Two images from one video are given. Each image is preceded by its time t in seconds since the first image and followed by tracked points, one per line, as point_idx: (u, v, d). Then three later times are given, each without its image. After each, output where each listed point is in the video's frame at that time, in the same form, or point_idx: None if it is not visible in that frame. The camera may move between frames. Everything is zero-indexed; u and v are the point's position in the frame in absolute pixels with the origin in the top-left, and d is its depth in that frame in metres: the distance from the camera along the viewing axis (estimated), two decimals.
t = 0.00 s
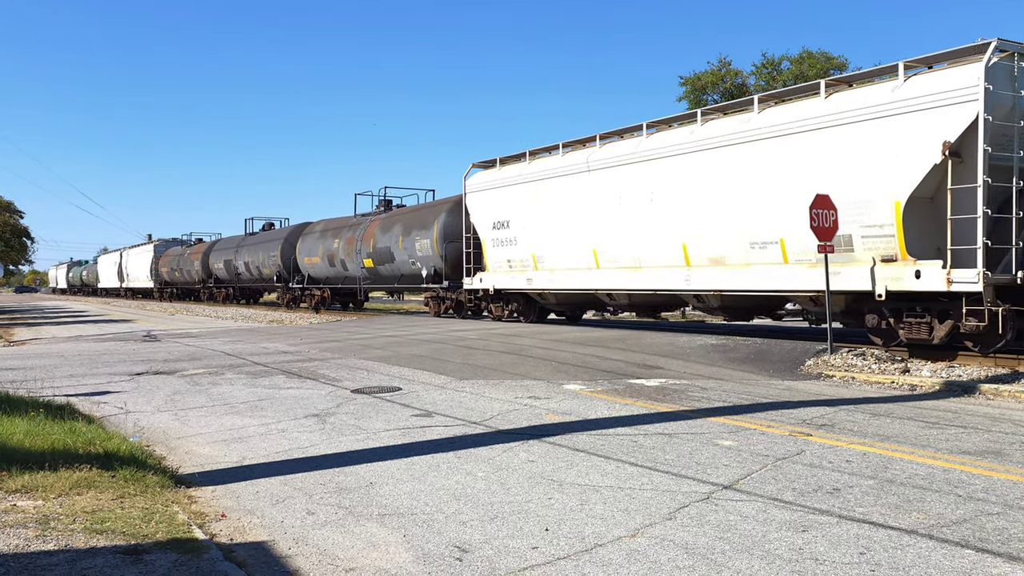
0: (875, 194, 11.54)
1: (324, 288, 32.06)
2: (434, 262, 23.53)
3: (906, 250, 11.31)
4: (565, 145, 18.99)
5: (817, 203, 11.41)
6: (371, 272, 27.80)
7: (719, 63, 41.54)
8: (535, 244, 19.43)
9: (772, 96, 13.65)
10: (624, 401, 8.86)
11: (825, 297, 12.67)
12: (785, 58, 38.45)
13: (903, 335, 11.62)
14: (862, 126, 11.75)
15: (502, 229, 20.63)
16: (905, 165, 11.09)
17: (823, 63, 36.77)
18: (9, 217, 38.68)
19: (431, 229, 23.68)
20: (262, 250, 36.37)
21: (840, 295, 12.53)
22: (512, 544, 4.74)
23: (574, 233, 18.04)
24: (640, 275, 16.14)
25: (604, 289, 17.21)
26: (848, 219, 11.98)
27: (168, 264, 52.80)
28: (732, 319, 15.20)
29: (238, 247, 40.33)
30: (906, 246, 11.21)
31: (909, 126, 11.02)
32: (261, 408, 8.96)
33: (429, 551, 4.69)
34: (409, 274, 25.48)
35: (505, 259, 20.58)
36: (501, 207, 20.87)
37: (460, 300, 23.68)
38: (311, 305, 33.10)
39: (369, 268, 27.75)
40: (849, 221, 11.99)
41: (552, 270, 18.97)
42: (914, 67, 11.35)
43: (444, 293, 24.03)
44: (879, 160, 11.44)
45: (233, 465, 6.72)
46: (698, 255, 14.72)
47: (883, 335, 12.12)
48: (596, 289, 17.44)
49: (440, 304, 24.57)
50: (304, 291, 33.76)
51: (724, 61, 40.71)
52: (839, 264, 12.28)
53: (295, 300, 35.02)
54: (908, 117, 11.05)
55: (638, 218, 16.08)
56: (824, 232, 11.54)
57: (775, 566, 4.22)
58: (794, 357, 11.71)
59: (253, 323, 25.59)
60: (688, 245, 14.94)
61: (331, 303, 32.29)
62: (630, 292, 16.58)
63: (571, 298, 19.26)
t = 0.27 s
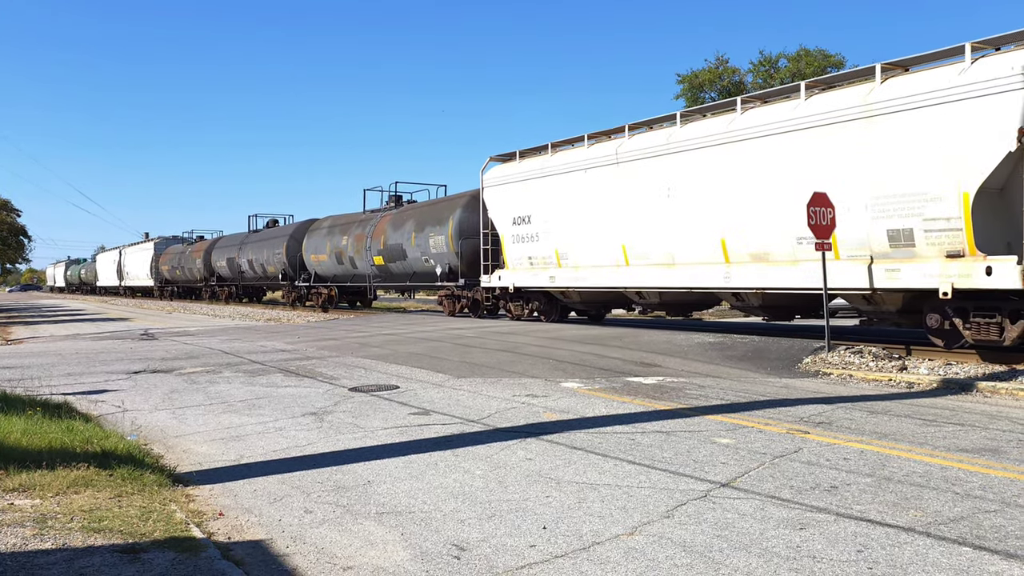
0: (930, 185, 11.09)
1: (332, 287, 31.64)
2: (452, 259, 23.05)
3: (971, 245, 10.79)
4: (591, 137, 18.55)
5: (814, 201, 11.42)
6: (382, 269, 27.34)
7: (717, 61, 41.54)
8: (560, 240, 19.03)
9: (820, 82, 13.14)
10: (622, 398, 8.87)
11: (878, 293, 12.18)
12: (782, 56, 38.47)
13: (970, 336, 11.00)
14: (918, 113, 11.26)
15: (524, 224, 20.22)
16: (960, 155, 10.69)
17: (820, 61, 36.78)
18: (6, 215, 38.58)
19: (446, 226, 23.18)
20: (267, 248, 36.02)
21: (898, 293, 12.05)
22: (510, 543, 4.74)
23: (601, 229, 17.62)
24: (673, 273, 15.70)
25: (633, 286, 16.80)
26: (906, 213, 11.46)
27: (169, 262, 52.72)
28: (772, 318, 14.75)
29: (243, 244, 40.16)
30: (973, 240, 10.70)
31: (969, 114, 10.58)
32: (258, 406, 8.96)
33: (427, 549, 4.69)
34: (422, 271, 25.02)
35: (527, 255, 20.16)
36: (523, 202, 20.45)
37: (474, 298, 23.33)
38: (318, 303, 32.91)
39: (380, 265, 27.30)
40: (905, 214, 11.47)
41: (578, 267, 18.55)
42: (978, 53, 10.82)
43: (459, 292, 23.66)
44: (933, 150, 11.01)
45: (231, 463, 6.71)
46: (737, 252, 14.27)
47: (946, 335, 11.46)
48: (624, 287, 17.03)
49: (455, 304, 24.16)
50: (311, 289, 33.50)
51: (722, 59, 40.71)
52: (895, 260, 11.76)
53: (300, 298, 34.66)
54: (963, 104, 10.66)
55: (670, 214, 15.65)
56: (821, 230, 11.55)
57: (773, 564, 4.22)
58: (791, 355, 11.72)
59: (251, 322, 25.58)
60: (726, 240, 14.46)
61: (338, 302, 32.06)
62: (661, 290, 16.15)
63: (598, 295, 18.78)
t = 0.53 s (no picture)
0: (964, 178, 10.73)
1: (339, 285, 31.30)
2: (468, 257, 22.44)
3: None
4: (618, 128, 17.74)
5: (811, 199, 11.43)
6: (393, 267, 26.89)
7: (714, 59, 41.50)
8: (585, 236, 18.21)
9: (872, 66, 12.39)
10: (619, 396, 8.88)
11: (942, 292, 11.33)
12: (779, 53, 38.47)
13: None
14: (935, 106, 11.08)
15: (546, 219, 19.42)
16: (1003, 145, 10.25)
17: (817, 58, 36.76)
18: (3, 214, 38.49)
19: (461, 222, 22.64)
20: (270, 245, 35.70)
21: (963, 292, 11.20)
22: (507, 541, 4.74)
23: (630, 224, 16.77)
24: (710, 270, 14.86)
25: (665, 284, 15.98)
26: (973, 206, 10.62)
27: (170, 259, 52.69)
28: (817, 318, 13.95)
29: (246, 241, 39.98)
30: None
31: None
32: (255, 405, 8.96)
33: (424, 547, 4.69)
34: (435, 268, 24.59)
35: (549, 252, 19.36)
36: (544, 195, 19.65)
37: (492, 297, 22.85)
38: (323, 301, 32.73)
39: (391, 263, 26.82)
40: (971, 205, 10.65)
41: (604, 264, 17.72)
42: None
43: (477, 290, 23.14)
44: (976, 140, 10.55)
45: (228, 462, 6.71)
46: (782, 247, 13.47)
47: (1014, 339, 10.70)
48: (655, 284, 16.19)
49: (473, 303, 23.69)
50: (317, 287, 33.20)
51: (719, 57, 40.67)
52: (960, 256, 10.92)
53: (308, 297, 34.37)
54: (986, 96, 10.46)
55: (707, 207, 14.82)
56: (817, 227, 11.57)
57: (770, 562, 4.23)
58: (788, 353, 11.73)
59: (248, 320, 25.56)
60: (771, 235, 13.64)
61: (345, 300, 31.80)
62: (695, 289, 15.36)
63: (626, 294, 17.98)
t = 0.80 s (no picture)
0: (974, 173, 10.64)
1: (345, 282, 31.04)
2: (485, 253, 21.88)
3: None
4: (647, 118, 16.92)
5: (806, 195, 11.43)
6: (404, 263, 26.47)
7: (709, 56, 41.50)
8: (611, 230, 17.42)
9: (931, 48, 11.56)
10: (614, 393, 8.88)
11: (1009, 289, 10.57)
12: (774, 51, 38.49)
13: None
14: (941, 103, 11.03)
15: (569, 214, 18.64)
16: None
17: (811, 56, 36.76)
18: None
19: (477, 217, 22.14)
20: (273, 242, 35.54)
21: None
22: (502, 538, 4.74)
23: (661, 218, 15.99)
24: (748, 266, 14.14)
25: (698, 282, 15.22)
26: None
27: (167, 257, 52.62)
28: (865, 315, 13.22)
29: (248, 238, 39.81)
30: None
31: None
32: (250, 402, 8.95)
33: (419, 544, 4.69)
34: (448, 265, 24.20)
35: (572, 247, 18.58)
36: (567, 188, 18.88)
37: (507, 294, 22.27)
38: (327, 298, 32.54)
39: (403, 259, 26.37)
40: None
41: (631, 260, 16.93)
42: None
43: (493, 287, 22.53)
44: (991, 135, 10.40)
45: (224, 459, 6.70)
46: (833, 242, 12.78)
47: None
48: (686, 282, 15.44)
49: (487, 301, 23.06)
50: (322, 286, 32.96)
51: (714, 54, 40.66)
52: None
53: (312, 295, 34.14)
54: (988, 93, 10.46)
55: (747, 200, 14.08)
56: (813, 224, 11.57)
57: (765, 559, 4.23)
58: (784, 349, 11.74)
59: (243, 317, 25.52)
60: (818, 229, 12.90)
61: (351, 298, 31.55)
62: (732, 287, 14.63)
63: (655, 291, 17.24)
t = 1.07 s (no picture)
0: (976, 171, 10.67)
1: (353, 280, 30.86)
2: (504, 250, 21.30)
3: None
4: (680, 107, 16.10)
5: (802, 194, 11.44)
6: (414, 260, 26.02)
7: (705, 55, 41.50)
8: (641, 226, 16.59)
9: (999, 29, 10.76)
10: (610, 391, 8.89)
11: None
12: (770, 49, 38.52)
13: None
14: (984, 94, 10.54)
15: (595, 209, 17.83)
16: None
17: (808, 54, 36.77)
18: None
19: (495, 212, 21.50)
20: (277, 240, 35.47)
21: None
22: (499, 536, 4.74)
23: (697, 212, 15.18)
24: (792, 263, 13.42)
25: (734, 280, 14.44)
26: None
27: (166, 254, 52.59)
28: (920, 314, 12.49)
29: (251, 235, 39.71)
30: None
31: None
32: (246, 400, 8.95)
33: (416, 542, 4.69)
34: (462, 262, 23.68)
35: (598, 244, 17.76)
36: (595, 182, 18.05)
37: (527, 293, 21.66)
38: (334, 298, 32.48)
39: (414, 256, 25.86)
40: None
41: (663, 257, 16.12)
42: None
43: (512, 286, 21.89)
44: None
45: (220, 457, 6.70)
46: (888, 236, 11.95)
47: None
48: (725, 279, 14.62)
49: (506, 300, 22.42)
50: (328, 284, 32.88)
51: (710, 52, 40.67)
52: None
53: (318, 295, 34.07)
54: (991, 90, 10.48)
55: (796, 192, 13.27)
56: (809, 222, 11.58)
57: (761, 557, 4.23)
58: (779, 348, 11.75)
59: (239, 315, 25.50)
60: (873, 223, 12.13)
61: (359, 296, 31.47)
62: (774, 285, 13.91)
63: (689, 290, 16.48)
